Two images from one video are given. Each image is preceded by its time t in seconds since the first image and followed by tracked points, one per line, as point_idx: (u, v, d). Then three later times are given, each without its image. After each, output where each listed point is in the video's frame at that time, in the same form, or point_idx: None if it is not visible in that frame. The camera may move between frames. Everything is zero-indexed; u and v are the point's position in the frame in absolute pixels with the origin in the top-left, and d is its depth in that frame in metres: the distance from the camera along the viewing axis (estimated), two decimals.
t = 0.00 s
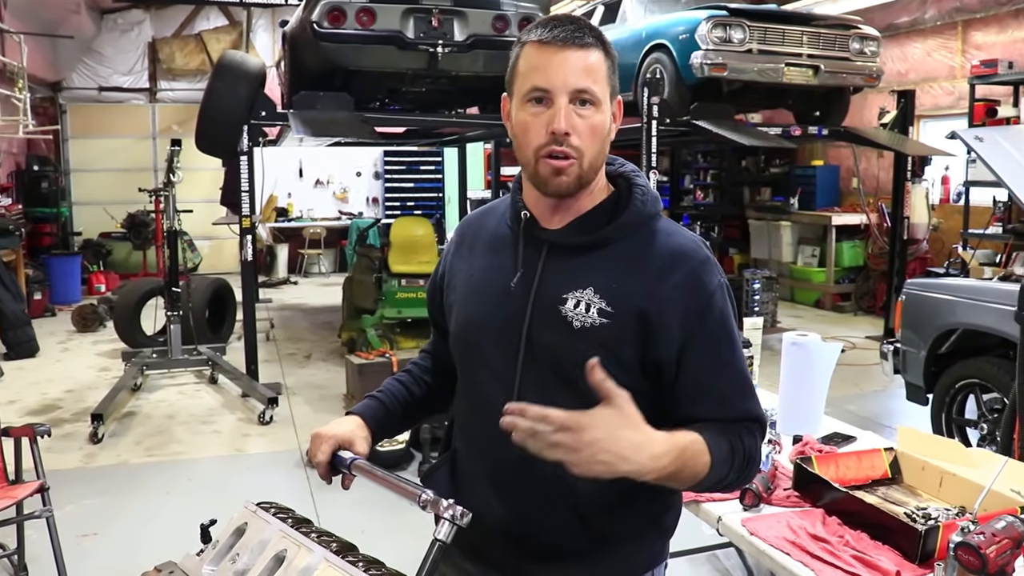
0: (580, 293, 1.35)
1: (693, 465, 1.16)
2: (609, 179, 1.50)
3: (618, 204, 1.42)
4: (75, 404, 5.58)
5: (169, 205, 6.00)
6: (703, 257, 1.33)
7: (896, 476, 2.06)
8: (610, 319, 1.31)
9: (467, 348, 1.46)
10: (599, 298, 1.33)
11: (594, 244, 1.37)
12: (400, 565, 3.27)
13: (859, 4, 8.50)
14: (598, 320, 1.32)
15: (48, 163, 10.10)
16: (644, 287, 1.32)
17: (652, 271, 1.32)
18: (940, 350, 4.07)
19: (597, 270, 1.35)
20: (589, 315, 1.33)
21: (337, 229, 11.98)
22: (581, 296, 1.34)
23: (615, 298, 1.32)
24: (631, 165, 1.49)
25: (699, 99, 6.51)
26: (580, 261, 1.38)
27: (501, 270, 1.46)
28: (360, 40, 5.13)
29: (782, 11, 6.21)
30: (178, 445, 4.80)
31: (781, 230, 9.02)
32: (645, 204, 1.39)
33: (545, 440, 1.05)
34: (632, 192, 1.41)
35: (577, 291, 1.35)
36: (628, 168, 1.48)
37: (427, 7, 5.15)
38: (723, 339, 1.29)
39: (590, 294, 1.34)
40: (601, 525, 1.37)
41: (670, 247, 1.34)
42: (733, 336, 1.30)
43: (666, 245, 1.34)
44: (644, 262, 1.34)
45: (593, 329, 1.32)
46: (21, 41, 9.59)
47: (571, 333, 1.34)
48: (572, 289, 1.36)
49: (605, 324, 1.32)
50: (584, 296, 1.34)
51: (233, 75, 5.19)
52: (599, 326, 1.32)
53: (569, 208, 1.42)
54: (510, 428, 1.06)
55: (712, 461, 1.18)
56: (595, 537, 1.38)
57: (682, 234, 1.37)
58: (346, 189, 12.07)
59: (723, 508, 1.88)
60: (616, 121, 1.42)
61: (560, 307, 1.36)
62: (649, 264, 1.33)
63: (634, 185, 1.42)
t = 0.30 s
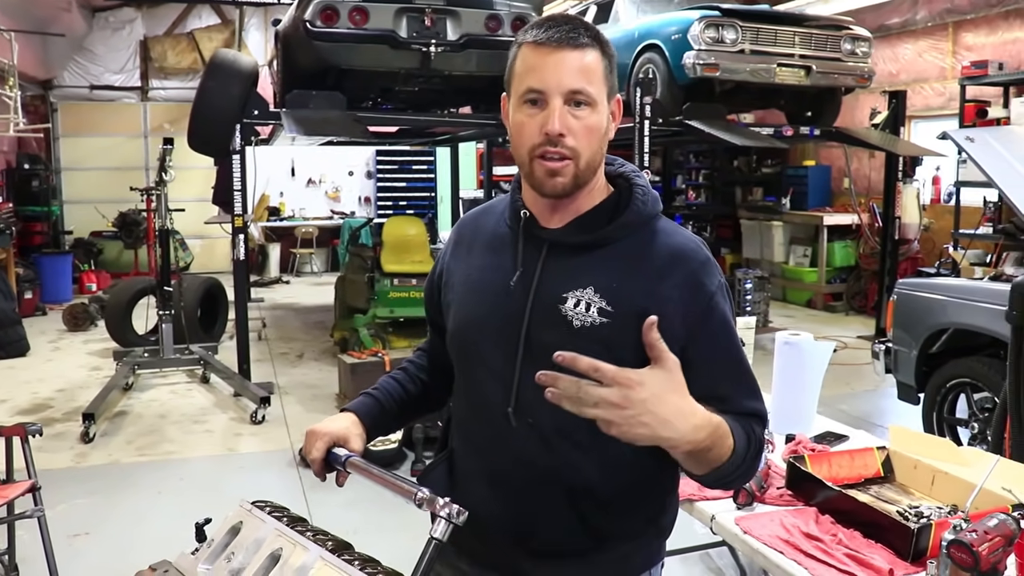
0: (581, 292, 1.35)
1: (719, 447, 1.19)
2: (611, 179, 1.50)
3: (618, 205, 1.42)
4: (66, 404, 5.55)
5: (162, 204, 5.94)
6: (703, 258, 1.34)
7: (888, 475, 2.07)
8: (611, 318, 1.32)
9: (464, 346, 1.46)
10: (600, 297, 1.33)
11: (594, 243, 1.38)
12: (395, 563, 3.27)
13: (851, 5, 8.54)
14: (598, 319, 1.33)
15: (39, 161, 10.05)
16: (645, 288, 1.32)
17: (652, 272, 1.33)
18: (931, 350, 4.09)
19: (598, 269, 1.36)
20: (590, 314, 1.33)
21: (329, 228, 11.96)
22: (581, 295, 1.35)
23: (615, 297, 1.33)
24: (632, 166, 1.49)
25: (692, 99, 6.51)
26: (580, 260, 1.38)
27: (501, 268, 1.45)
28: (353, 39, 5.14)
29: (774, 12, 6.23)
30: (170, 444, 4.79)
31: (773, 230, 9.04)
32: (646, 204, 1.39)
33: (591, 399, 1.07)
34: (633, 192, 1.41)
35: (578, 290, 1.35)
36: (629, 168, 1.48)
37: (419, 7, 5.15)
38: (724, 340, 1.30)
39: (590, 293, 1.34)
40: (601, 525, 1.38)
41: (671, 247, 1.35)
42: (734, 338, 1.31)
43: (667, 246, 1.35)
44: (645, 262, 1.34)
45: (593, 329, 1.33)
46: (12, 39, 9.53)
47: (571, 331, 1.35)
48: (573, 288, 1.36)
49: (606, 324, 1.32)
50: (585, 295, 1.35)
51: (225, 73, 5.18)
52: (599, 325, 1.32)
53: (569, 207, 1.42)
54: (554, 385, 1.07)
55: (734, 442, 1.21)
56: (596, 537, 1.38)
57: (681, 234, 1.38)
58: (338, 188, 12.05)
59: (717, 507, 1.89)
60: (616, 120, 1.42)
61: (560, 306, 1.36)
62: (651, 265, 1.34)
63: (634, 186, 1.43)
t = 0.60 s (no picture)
0: (582, 294, 1.35)
1: (730, 440, 1.15)
2: (612, 182, 1.50)
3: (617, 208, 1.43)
4: (61, 408, 5.54)
5: (157, 208, 5.77)
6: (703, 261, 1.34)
7: (885, 474, 2.08)
8: (611, 320, 1.32)
9: (465, 348, 1.46)
10: (601, 299, 1.34)
11: (594, 245, 1.38)
12: (393, 566, 3.27)
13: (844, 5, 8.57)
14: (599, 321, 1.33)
15: (32, 166, 10.02)
16: (646, 291, 1.33)
17: (653, 274, 1.33)
18: (926, 349, 4.11)
19: (599, 272, 1.36)
20: (591, 316, 1.33)
21: (323, 231, 11.95)
22: (582, 297, 1.35)
23: (616, 299, 1.33)
24: (632, 168, 1.49)
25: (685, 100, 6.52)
26: (580, 262, 1.38)
27: (502, 271, 1.45)
28: (346, 42, 5.11)
29: (767, 13, 6.25)
30: (166, 448, 4.78)
31: (767, 231, 9.06)
32: (646, 207, 1.40)
33: (613, 370, 1.02)
34: (633, 195, 1.41)
35: (579, 292, 1.36)
36: (630, 171, 1.48)
37: (413, 9, 5.14)
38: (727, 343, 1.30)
39: (591, 295, 1.35)
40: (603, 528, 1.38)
41: (672, 249, 1.35)
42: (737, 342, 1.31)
43: (668, 249, 1.35)
44: (646, 264, 1.34)
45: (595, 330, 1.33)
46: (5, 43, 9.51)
47: (572, 332, 1.35)
48: (574, 290, 1.36)
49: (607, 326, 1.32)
50: (586, 297, 1.35)
51: (219, 76, 5.17)
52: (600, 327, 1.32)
53: (567, 209, 1.42)
54: (577, 355, 1.02)
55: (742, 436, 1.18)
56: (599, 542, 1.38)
57: (681, 236, 1.38)
58: (332, 191, 12.05)
59: (714, 507, 1.89)
60: (606, 121, 1.40)
61: (560, 307, 1.36)
62: (652, 267, 1.34)
63: (635, 189, 1.43)
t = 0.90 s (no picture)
0: (577, 300, 1.35)
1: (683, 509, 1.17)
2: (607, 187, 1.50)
3: (613, 212, 1.43)
4: (59, 413, 5.53)
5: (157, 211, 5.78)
6: (698, 266, 1.33)
7: (883, 479, 2.08)
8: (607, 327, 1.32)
9: (462, 355, 1.46)
10: (596, 305, 1.34)
11: (589, 251, 1.38)
12: (391, 570, 3.27)
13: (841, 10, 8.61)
14: (595, 328, 1.33)
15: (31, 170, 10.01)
16: (641, 297, 1.32)
17: (647, 280, 1.33)
18: (924, 354, 4.11)
19: (594, 279, 1.36)
20: (586, 323, 1.33)
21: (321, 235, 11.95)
22: (577, 304, 1.35)
23: (611, 305, 1.33)
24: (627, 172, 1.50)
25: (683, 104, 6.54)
26: (576, 268, 1.39)
27: (499, 278, 1.46)
28: (344, 47, 5.10)
29: (764, 18, 6.26)
30: (164, 452, 4.77)
31: (765, 235, 9.07)
32: (640, 212, 1.40)
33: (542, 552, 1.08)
34: (628, 199, 1.42)
35: (574, 298, 1.36)
36: (625, 175, 1.49)
37: (411, 14, 5.13)
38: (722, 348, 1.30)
39: (586, 302, 1.35)
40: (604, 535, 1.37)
41: (667, 255, 1.35)
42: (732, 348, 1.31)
43: (663, 254, 1.35)
44: (640, 269, 1.34)
45: (590, 337, 1.33)
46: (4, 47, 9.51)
47: (568, 339, 1.35)
48: (569, 296, 1.36)
49: (603, 332, 1.32)
50: (581, 303, 1.35)
51: (217, 81, 5.17)
52: (596, 334, 1.32)
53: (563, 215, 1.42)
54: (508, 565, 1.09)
55: (703, 504, 1.19)
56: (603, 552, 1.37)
57: (677, 240, 1.38)
58: (330, 196, 12.06)
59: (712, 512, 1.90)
60: (609, 128, 1.42)
61: (556, 314, 1.36)
62: (646, 272, 1.34)
63: (629, 192, 1.43)
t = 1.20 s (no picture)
0: (583, 303, 1.35)
1: (680, 506, 1.16)
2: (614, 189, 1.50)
3: (620, 215, 1.43)
4: (61, 413, 5.53)
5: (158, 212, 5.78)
6: (706, 270, 1.33)
7: (885, 481, 2.08)
8: (614, 330, 1.32)
9: (467, 356, 1.46)
10: (603, 308, 1.33)
11: (596, 254, 1.38)
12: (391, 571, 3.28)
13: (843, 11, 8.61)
14: (601, 331, 1.32)
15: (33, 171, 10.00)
16: (647, 300, 1.32)
17: (653, 284, 1.33)
18: (926, 356, 4.10)
19: (600, 282, 1.36)
20: (592, 326, 1.33)
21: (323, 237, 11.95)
22: (584, 307, 1.35)
23: (618, 308, 1.33)
24: (635, 175, 1.50)
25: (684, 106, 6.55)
26: (582, 271, 1.39)
27: (504, 280, 1.46)
28: (346, 48, 5.11)
29: (766, 20, 6.26)
30: (166, 453, 4.77)
31: (767, 237, 9.06)
32: (648, 215, 1.40)
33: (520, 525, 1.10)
34: (635, 203, 1.42)
35: (581, 301, 1.36)
36: (632, 178, 1.48)
37: (413, 16, 5.13)
38: (728, 352, 1.30)
39: (593, 305, 1.34)
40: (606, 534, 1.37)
41: (673, 258, 1.35)
42: (738, 353, 1.31)
43: (669, 257, 1.35)
44: (647, 273, 1.34)
45: (596, 340, 1.33)
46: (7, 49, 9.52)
47: (574, 342, 1.35)
48: (576, 299, 1.36)
49: (609, 335, 1.32)
50: (588, 306, 1.35)
51: (218, 82, 5.18)
52: (603, 337, 1.32)
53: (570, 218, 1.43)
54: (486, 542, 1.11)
55: (699, 504, 1.18)
56: (603, 551, 1.37)
57: (684, 244, 1.38)
58: (332, 197, 12.07)
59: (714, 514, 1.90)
60: (618, 132, 1.42)
61: (562, 317, 1.36)
62: (653, 275, 1.34)
63: (637, 196, 1.43)
